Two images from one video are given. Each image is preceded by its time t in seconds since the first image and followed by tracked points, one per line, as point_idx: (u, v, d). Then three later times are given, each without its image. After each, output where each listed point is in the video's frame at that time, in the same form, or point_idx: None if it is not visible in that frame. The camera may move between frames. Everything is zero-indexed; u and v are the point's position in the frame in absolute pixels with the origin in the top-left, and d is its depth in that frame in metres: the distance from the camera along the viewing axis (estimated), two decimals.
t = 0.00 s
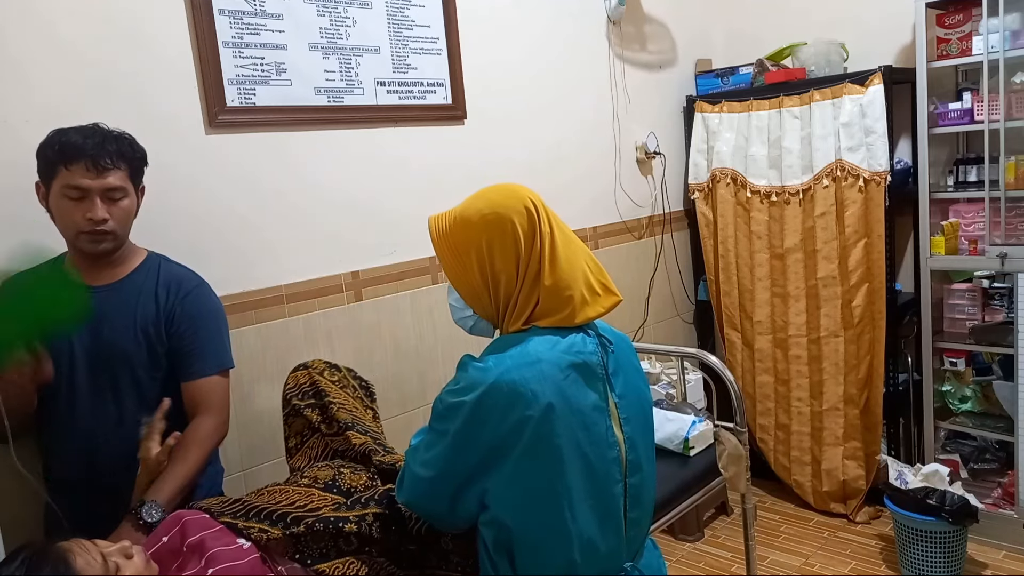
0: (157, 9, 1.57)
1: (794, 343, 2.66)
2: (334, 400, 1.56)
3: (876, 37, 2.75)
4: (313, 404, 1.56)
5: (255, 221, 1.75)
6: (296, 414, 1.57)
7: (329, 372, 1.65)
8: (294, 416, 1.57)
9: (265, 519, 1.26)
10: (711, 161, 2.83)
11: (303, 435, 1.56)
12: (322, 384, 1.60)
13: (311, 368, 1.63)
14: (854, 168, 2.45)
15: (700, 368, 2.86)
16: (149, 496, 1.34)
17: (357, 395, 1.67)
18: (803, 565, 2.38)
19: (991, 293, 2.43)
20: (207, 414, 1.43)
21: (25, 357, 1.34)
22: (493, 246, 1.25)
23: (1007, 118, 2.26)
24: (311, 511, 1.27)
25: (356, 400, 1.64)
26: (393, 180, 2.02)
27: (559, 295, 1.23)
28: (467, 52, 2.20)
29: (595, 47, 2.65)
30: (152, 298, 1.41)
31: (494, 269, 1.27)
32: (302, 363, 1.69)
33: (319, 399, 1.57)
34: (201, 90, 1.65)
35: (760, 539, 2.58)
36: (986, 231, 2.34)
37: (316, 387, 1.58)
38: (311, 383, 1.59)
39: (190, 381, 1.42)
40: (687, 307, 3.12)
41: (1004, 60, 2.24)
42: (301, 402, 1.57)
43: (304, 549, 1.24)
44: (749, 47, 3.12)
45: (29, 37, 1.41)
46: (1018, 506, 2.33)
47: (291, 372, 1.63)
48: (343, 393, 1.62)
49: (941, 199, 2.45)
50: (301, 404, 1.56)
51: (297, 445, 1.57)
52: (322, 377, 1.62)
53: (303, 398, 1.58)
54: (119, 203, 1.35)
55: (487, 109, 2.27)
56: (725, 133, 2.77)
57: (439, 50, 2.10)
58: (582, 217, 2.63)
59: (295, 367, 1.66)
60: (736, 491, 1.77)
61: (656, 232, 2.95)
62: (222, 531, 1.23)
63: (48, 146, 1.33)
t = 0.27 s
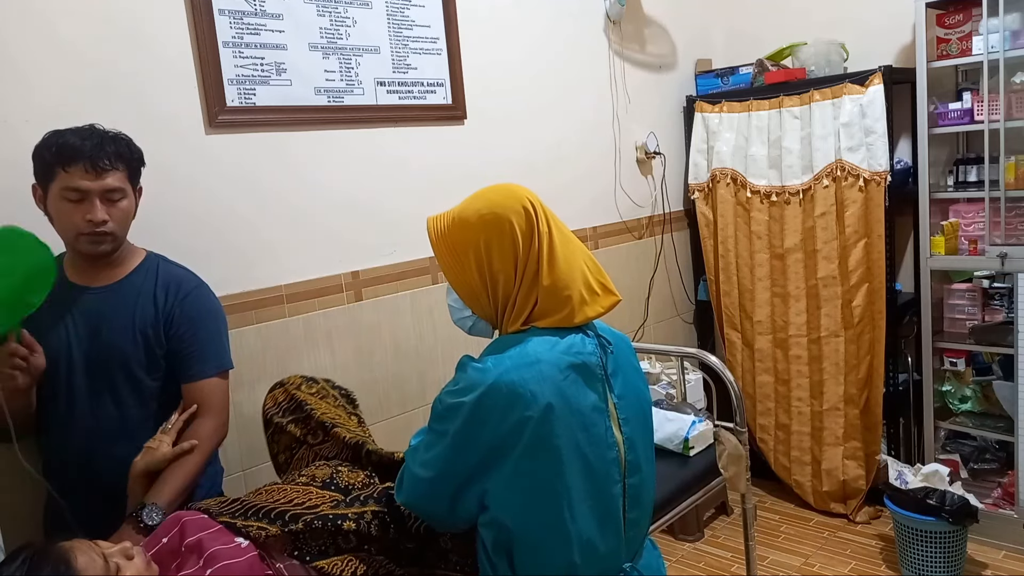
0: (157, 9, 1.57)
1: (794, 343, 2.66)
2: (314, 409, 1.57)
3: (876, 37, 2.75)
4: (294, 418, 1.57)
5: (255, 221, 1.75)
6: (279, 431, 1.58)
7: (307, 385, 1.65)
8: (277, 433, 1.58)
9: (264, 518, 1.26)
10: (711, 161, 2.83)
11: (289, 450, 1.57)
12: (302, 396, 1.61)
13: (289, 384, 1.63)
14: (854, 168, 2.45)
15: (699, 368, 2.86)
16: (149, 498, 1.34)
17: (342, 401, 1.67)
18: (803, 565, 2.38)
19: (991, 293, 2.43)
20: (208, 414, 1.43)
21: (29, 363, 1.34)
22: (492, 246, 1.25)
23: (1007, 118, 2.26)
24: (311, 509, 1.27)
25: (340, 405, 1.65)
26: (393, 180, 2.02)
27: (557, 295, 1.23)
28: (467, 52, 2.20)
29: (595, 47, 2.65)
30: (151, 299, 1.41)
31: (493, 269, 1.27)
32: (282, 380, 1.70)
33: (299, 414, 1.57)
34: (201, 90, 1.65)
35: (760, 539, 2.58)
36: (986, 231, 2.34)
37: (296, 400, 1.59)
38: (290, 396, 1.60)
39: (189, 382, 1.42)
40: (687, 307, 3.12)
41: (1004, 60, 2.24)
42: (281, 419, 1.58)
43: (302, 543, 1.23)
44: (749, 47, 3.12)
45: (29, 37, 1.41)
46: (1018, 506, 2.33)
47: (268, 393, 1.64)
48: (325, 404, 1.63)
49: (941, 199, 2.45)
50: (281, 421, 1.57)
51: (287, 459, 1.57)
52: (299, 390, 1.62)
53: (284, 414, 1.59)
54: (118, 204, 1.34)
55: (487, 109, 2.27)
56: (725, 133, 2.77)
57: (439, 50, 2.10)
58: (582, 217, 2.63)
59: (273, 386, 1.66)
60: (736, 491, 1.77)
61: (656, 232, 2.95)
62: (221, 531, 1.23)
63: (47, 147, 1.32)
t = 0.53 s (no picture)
0: (157, 9, 1.57)
1: (794, 343, 2.66)
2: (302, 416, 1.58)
3: (876, 37, 2.75)
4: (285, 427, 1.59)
5: (255, 221, 1.75)
6: (273, 443, 1.59)
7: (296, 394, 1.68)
8: (269, 448, 1.60)
9: (263, 515, 1.26)
10: (711, 161, 2.83)
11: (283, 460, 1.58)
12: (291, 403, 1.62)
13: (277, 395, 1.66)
14: (854, 168, 2.45)
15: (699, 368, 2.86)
16: (151, 501, 1.37)
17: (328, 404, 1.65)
18: (802, 565, 2.39)
19: (991, 293, 2.43)
20: (212, 413, 1.44)
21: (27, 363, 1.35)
22: (491, 246, 1.25)
23: (1007, 118, 2.26)
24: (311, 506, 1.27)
25: (327, 408, 1.63)
26: (393, 180, 2.02)
27: (556, 295, 1.22)
28: (467, 52, 2.20)
29: (595, 47, 2.65)
30: (149, 300, 1.41)
31: (491, 268, 1.27)
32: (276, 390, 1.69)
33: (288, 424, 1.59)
34: (200, 90, 1.65)
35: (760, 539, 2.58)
36: (986, 231, 2.34)
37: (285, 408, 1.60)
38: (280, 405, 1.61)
39: (190, 382, 1.42)
40: (687, 307, 3.12)
41: (1004, 60, 2.24)
42: (271, 433, 1.60)
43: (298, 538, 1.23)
44: (748, 47, 3.12)
45: (29, 37, 1.41)
46: (1018, 506, 2.33)
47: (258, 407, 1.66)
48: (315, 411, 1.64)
49: (941, 199, 2.45)
50: (270, 435, 1.59)
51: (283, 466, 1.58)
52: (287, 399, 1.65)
53: (275, 425, 1.61)
54: (116, 204, 1.34)
55: (487, 109, 2.27)
56: (725, 133, 2.77)
57: (439, 50, 2.10)
58: (582, 216, 2.63)
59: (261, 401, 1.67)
60: (736, 491, 1.77)
61: (656, 232, 2.95)
62: (219, 530, 1.23)
63: (45, 148, 1.33)
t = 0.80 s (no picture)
0: (158, 10, 1.57)
1: (794, 343, 2.66)
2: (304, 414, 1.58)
3: (876, 37, 2.75)
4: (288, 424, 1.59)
5: (255, 221, 1.75)
6: (275, 442, 1.60)
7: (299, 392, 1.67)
8: (271, 445, 1.60)
9: (262, 514, 1.25)
10: (711, 161, 2.83)
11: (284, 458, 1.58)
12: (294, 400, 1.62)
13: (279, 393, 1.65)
14: (854, 168, 2.45)
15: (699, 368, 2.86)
16: (149, 501, 1.37)
17: (330, 404, 1.66)
18: (803, 565, 2.39)
19: (991, 293, 2.43)
20: (209, 416, 1.43)
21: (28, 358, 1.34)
22: (490, 246, 1.25)
23: (1007, 118, 2.26)
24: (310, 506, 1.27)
25: (329, 408, 1.63)
26: (393, 179, 2.02)
27: (555, 296, 1.22)
28: (467, 52, 2.20)
29: (595, 47, 2.65)
30: (152, 299, 1.40)
31: (490, 269, 1.26)
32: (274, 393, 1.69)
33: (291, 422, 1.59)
34: (201, 90, 1.65)
35: (760, 539, 2.58)
36: (986, 231, 2.34)
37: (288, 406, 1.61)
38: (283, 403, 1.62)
39: (190, 382, 1.42)
40: (687, 307, 3.12)
41: (1004, 60, 2.24)
42: (273, 430, 1.60)
43: (297, 539, 1.23)
44: (748, 47, 3.12)
45: (29, 37, 1.41)
46: (1018, 506, 2.33)
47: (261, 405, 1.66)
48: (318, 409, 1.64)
49: (941, 199, 2.45)
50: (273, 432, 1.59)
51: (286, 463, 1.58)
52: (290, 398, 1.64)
53: (278, 423, 1.61)
54: (119, 205, 1.34)
55: (487, 109, 2.27)
56: (725, 133, 2.77)
57: (439, 50, 2.10)
58: (582, 216, 2.63)
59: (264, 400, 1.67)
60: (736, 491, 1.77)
61: (656, 232, 2.95)
62: (218, 527, 1.23)
63: (49, 147, 1.33)
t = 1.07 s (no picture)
0: (158, 10, 1.58)
1: (794, 343, 2.66)
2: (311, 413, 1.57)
3: (876, 37, 2.75)
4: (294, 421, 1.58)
5: (255, 221, 1.75)
6: (279, 436, 1.59)
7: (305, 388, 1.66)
8: (275, 438, 1.60)
9: (262, 514, 1.25)
10: (711, 161, 2.83)
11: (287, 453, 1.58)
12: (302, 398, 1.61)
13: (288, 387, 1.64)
14: (854, 168, 2.45)
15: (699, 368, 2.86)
16: (151, 501, 1.37)
17: (334, 406, 1.65)
18: (802, 565, 2.39)
19: (991, 293, 2.43)
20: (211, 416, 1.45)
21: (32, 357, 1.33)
22: (490, 246, 1.25)
23: (1007, 118, 2.26)
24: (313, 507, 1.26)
25: (335, 410, 1.63)
26: (393, 179, 2.02)
27: (555, 296, 1.22)
28: (467, 52, 2.20)
29: (595, 47, 2.65)
30: (155, 300, 1.41)
31: (490, 270, 1.27)
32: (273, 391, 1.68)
33: (297, 417, 1.59)
34: (201, 90, 1.65)
35: (760, 539, 2.58)
36: (986, 231, 2.34)
37: (296, 402, 1.60)
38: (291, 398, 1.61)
39: (192, 383, 1.43)
40: (687, 307, 3.12)
41: (1004, 60, 2.24)
42: (280, 424, 1.59)
43: (297, 540, 1.23)
44: (749, 48, 3.12)
45: (29, 37, 1.41)
46: (1018, 506, 2.33)
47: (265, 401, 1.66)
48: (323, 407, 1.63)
49: (941, 199, 2.45)
50: (279, 425, 1.59)
51: (289, 459, 1.58)
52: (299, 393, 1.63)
53: (283, 416, 1.60)
54: (124, 206, 1.35)
55: (487, 109, 2.27)
56: (725, 133, 2.77)
57: (439, 50, 2.10)
58: (582, 217, 2.63)
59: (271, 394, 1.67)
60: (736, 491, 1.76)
61: (656, 232, 2.95)
62: (219, 527, 1.24)
63: (55, 149, 1.34)
